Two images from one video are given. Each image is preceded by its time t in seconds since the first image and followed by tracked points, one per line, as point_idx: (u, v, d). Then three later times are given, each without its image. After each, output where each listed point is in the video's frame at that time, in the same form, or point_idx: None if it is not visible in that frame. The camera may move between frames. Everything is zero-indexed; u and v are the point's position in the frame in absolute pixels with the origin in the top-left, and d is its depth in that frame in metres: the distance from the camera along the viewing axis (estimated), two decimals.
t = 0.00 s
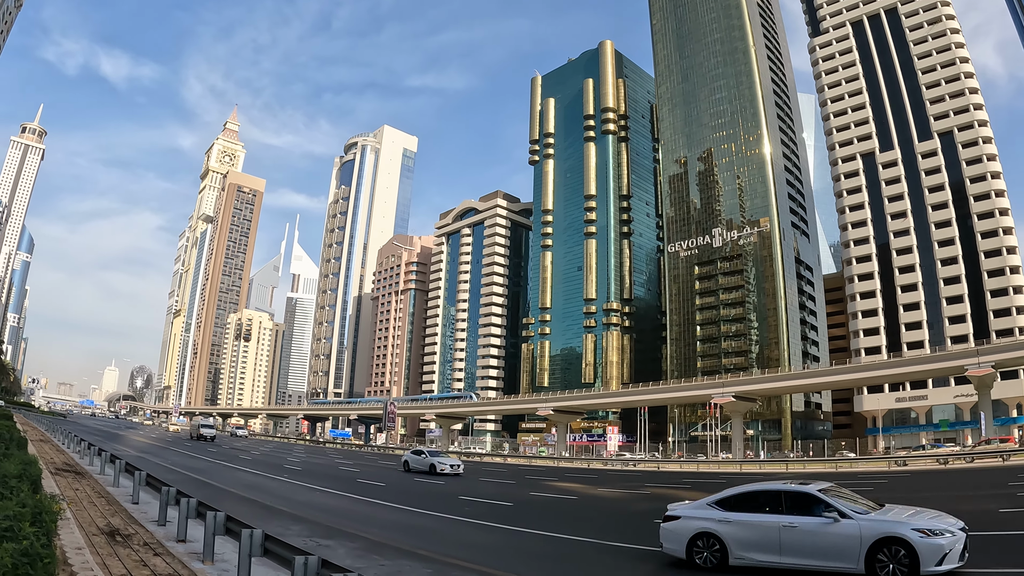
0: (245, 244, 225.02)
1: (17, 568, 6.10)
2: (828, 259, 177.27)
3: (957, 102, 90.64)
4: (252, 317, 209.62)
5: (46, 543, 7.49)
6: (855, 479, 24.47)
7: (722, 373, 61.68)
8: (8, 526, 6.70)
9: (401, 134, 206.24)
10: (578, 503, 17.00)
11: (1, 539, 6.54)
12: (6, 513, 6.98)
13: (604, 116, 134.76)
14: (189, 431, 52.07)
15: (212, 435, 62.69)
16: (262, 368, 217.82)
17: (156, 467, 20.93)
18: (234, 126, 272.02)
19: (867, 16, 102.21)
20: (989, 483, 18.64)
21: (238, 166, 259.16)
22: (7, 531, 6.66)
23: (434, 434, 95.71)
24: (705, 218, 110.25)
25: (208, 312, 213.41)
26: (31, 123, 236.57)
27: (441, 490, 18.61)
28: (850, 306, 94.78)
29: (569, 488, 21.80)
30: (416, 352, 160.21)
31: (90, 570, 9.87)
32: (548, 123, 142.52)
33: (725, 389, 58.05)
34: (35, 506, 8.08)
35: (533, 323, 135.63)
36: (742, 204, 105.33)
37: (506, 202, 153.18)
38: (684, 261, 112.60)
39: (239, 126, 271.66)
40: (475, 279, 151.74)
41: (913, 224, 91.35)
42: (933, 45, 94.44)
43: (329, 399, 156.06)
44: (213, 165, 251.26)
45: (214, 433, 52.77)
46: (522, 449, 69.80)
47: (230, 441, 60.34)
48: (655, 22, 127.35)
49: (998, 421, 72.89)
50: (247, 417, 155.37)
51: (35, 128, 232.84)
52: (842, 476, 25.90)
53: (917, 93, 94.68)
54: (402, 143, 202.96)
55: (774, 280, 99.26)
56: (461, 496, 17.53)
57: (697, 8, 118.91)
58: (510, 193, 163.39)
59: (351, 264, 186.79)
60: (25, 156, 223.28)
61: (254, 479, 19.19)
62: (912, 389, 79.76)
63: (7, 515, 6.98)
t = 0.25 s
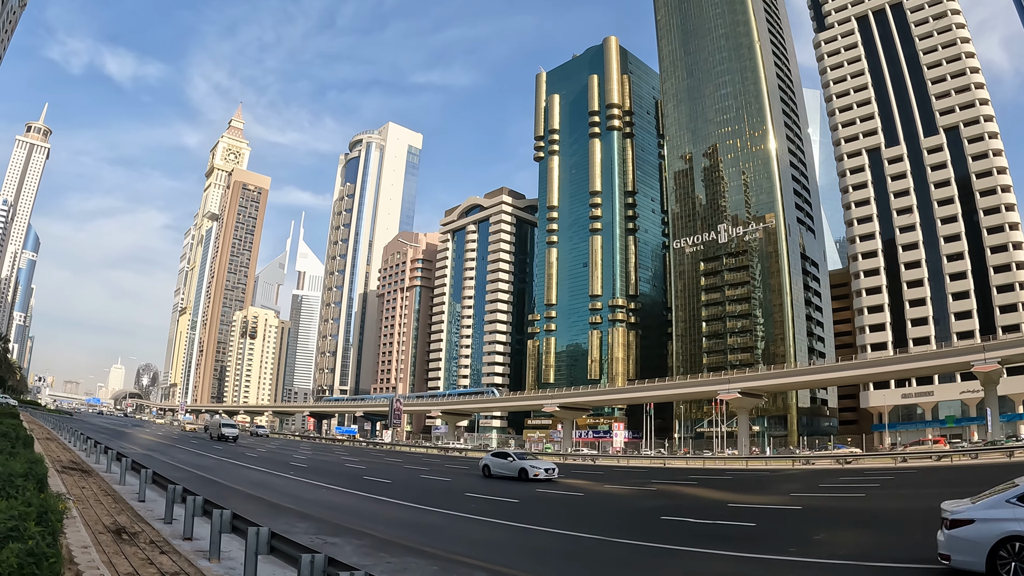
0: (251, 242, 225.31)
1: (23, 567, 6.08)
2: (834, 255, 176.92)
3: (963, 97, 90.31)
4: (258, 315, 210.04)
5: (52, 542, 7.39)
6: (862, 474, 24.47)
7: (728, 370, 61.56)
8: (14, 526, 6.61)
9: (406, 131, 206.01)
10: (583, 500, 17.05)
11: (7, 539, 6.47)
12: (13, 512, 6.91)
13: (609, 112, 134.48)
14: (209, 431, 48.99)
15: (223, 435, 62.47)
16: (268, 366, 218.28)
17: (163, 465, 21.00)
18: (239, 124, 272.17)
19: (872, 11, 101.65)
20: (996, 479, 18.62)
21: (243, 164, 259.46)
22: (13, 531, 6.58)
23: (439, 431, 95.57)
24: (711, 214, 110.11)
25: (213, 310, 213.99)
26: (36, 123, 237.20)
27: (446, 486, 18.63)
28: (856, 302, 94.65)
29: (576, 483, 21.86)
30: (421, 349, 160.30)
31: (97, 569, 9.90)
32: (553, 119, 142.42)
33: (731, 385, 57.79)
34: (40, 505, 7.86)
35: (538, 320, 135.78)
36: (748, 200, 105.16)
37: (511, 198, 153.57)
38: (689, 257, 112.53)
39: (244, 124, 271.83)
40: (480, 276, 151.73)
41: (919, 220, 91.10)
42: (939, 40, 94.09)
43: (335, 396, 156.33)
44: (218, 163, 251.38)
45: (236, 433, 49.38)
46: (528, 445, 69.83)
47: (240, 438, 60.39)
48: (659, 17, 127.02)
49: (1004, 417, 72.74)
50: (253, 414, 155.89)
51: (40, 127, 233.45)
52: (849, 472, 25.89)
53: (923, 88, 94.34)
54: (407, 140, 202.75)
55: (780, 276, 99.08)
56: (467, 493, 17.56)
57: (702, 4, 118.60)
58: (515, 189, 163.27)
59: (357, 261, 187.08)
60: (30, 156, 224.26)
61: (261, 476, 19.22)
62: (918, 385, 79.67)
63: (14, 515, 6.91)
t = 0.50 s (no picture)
0: (255, 240, 225.52)
1: (28, 567, 6.10)
2: (839, 252, 176.54)
3: (968, 94, 89.97)
4: (263, 313, 210.49)
5: (57, 541, 7.33)
6: (868, 472, 24.41)
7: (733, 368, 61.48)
8: (19, 524, 6.56)
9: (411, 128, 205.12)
10: (589, 497, 17.07)
11: (11, 538, 6.42)
12: (18, 510, 6.84)
13: (613, 109, 134.34)
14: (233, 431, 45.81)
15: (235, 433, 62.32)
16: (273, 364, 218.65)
17: (168, 463, 21.04)
18: (242, 123, 272.17)
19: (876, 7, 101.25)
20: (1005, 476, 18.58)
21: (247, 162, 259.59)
22: (18, 530, 6.53)
23: (444, 428, 95.64)
24: (715, 211, 109.95)
25: (218, 309, 214.48)
26: (41, 122, 237.57)
27: (451, 484, 18.62)
28: (861, 299, 94.48)
29: (582, 480, 21.85)
30: (426, 347, 160.51)
31: (102, 567, 9.92)
32: (557, 117, 142.36)
33: (736, 382, 57.71)
34: (46, 503, 7.78)
35: (543, 317, 135.90)
36: (752, 197, 105.02)
37: (516, 195, 153.62)
38: (694, 254, 112.40)
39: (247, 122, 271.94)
40: (485, 274, 151.76)
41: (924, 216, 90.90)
42: (943, 36, 93.69)
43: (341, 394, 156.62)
44: (222, 161, 251.43)
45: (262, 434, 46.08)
46: (534, 442, 69.85)
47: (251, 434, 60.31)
48: (663, 14, 126.78)
49: (1010, 414, 72.59)
50: (258, 412, 156.34)
51: (44, 126, 233.90)
52: (855, 469, 25.83)
53: (927, 84, 94.11)
54: (411, 137, 202.01)
55: (785, 273, 98.94)
56: (472, 491, 17.57)
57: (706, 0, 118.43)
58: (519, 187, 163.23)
59: (361, 258, 187.35)
60: (34, 155, 224.89)
61: (266, 474, 19.27)
62: (923, 382, 79.54)
63: (18, 513, 6.84)
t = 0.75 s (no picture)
0: (259, 238, 225.71)
1: (31, 566, 6.14)
2: (843, 249, 176.23)
3: (972, 90, 89.85)
4: (267, 311, 210.77)
5: (61, 538, 7.34)
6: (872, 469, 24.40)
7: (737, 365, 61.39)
8: (23, 521, 6.55)
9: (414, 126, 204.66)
10: (594, 494, 17.08)
11: (15, 536, 6.41)
12: (21, 508, 6.82)
13: (617, 106, 134.30)
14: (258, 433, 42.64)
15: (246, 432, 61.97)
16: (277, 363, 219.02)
17: (173, 461, 21.10)
18: (246, 121, 272.28)
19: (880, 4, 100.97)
20: (1008, 474, 18.58)
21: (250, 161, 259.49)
22: (21, 527, 6.52)
23: (448, 426, 95.52)
24: (719, 208, 109.84)
25: (222, 307, 214.93)
26: (44, 121, 237.75)
27: (456, 482, 18.69)
28: (864, 296, 94.45)
29: (584, 479, 21.91)
30: (430, 344, 160.73)
31: (106, 564, 9.97)
32: (561, 114, 142.26)
33: (740, 380, 57.62)
34: (50, 501, 7.79)
35: (547, 314, 136.02)
36: (756, 194, 104.96)
37: (519, 193, 153.53)
38: (697, 251, 112.29)
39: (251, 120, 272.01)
40: (488, 272, 151.74)
41: (928, 213, 90.72)
42: (947, 33, 93.52)
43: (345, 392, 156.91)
44: (225, 159, 251.38)
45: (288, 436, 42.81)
46: (538, 440, 69.94)
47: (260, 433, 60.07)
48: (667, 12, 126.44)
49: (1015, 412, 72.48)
50: (262, 411, 156.59)
51: (47, 126, 234.04)
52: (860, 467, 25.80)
53: (931, 81, 94.00)
54: (414, 135, 201.63)
55: (789, 270, 98.82)
56: (476, 488, 17.64)
57: None
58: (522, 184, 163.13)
59: (365, 256, 187.59)
60: (38, 154, 225.36)
61: (270, 472, 19.30)
62: (927, 380, 79.51)
63: (21, 511, 6.81)
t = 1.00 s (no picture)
0: (261, 237, 225.79)
1: (33, 563, 6.03)
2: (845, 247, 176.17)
3: (974, 87, 89.81)
4: (269, 309, 211.00)
5: (63, 536, 7.27)
6: (874, 465, 24.43)
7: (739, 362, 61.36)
8: (24, 519, 6.46)
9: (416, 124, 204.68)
10: (596, 492, 17.08)
11: (17, 533, 6.32)
12: (22, 506, 6.74)
13: (619, 103, 134.26)
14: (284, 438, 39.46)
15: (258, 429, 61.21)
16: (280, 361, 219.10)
17: (175, 459, 21.12)
18: (248, 119, 272.34)
19: None
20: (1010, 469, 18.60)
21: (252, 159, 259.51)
22: (22, 526, 6.42)
23: (450, 423, 95.66)
24: (721, 205, 109.81)
25: (225, 305, 215.20)
26: (46, 120, 237.84)
27: (458, 479, 18.71)
28: (867, 293, 94.35)
29: (586, 475, 21.93)
30: (433, 342, 160.86)
31: (108, 561, 9.96)
32: (563, 111, 142.14)
33: (742, 377, 57.65)
34: (50, 499, 7.76)
35: (549, 312, 136.00)
36: (758, 191, 104.89)
37: (522, 190, 153.46)
38: (700, 248, 112.27)
39: (253, 118, 272.09)
40: (491, 270, 151.70)
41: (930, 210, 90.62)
42: (949, 29, 93.37)
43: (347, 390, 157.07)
44: (228, 157, 251.46)
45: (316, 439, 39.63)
46: (541, 437, 70.00)
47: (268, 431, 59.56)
48: (669, 8, 126.19)
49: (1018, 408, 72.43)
50: (265, 408, 156.84)
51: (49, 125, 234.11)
52: (862, 463, 25.83)
53: (933, 77, 93.85)
54: (416, 133, 201.71)
55: (791, 267, 98.78)
56: (479, 485, 17.64)
57: None
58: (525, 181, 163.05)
59: (367, 255, 187.49)
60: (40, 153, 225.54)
61: (273, 470, 19.32)
62: (930, 376, 79.47)
63: (23, 509, 6.72)
